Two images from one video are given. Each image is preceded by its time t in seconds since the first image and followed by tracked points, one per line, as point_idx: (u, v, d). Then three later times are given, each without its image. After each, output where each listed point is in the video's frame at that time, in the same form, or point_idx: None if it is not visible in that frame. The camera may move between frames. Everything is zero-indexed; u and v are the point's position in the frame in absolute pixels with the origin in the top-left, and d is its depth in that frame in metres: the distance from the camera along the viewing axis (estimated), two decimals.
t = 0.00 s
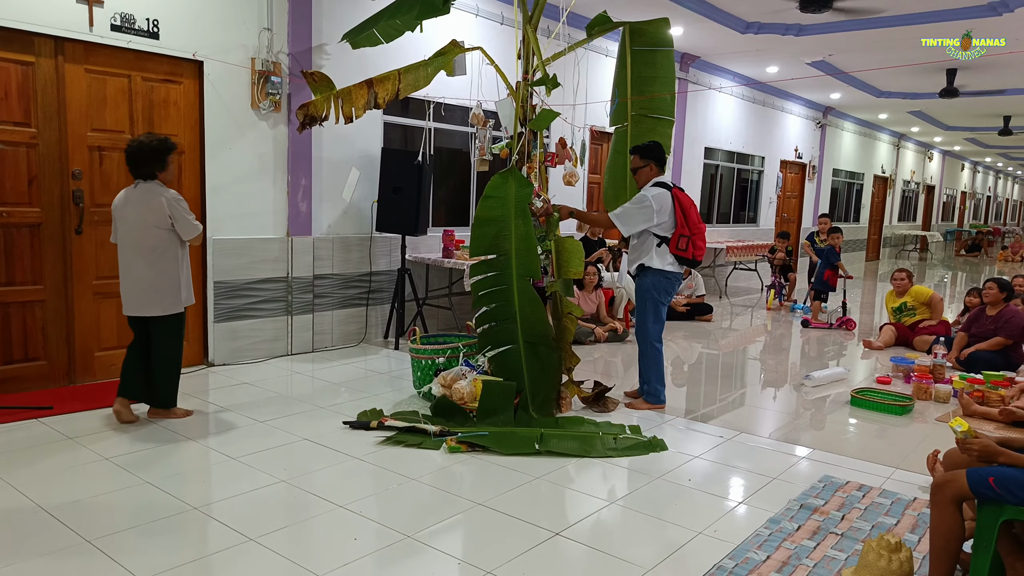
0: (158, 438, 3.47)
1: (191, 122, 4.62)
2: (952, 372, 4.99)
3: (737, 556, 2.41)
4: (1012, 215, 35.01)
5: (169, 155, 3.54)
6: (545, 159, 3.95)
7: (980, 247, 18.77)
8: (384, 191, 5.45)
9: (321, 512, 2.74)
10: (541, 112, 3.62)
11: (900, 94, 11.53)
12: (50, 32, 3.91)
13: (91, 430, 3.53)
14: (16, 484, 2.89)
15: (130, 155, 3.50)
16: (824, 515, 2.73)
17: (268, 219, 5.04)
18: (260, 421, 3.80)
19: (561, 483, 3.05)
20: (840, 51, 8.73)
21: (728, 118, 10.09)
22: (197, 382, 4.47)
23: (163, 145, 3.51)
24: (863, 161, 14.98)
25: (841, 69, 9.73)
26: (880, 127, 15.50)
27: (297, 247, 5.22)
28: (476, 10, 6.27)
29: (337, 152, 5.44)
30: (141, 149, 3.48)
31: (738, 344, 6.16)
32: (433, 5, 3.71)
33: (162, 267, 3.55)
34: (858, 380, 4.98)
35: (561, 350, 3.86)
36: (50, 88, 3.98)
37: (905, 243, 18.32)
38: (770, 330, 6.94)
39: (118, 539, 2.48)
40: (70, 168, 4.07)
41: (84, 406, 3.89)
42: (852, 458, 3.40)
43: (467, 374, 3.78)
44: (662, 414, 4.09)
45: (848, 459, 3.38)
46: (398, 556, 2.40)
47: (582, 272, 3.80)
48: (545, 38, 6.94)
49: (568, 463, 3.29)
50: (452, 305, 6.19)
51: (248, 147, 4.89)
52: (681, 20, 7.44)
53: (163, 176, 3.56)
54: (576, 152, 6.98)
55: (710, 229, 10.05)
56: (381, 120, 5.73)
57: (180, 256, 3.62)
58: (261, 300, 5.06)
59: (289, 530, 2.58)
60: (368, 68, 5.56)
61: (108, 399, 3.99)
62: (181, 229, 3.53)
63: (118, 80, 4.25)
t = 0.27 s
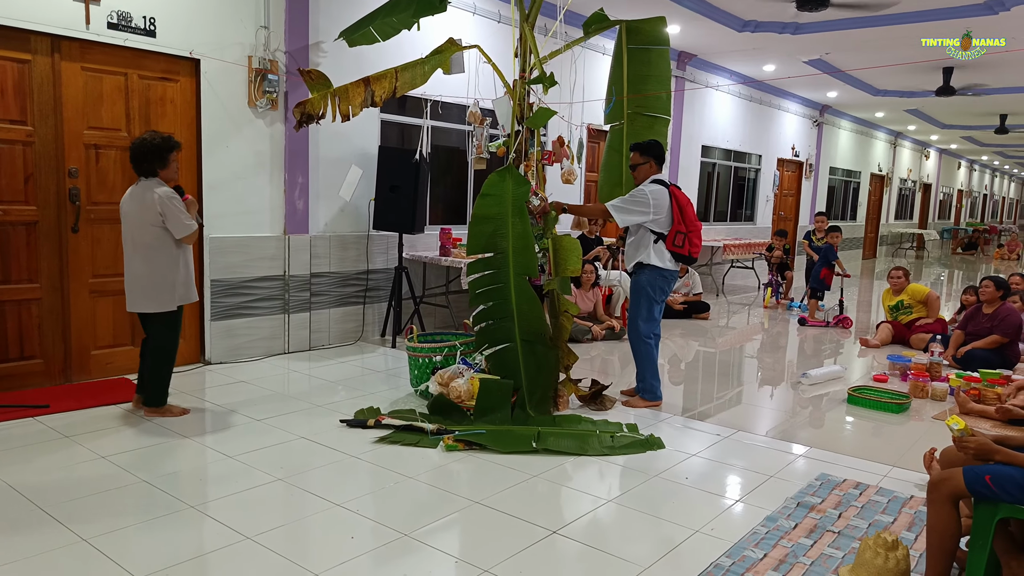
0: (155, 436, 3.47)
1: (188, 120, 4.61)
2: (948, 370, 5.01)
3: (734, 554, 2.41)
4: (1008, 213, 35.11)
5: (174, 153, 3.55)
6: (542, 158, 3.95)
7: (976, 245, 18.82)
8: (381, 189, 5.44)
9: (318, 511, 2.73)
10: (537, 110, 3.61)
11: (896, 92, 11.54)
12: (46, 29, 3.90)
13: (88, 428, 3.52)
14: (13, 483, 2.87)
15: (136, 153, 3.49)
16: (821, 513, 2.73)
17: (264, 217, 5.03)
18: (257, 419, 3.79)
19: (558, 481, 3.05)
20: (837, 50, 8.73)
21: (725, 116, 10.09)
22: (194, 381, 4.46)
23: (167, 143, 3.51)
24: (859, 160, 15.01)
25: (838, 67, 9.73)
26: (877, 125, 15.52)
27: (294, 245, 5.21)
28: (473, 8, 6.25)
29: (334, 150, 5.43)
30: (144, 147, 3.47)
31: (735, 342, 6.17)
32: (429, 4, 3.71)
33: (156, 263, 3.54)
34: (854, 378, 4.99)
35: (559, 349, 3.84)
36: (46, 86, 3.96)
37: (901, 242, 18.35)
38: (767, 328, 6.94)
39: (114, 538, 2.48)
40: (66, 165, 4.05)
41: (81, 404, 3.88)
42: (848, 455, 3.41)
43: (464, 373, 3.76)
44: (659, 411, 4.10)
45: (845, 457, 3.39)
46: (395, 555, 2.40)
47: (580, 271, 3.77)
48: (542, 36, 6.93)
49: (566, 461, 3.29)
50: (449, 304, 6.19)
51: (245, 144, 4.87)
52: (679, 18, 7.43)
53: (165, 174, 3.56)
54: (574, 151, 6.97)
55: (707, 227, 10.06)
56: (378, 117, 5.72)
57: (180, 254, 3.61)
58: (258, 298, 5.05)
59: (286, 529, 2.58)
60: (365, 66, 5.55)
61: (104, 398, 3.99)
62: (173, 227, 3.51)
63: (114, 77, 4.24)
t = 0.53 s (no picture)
0: (151, 433, 3.46)
1: (184, 116, 4.59)
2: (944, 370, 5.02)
3: (729, 552, 2.42)
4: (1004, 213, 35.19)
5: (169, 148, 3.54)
6: (540, 156, 3.94)
7: (972, 245, 18.87)
8: (378, 186, 5.43)
9: (314, 508, 2.73)
10: (536, 108, 3.61)
11: (894, 92, 11.55)
12: (43, 24, 3.88)
13: (84, 424, 3.52)
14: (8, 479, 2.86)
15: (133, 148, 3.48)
16: (816, 511, 2.74)
17: (261, 213, 5.02)
18: (254, 415, 3.79)
19: (554, 479, 3.05)
20: (835, 49, 8.73)
21: (722, 114, 10.09)
22: (190, 377, 4.45)
23: (161, 139, 3.50)
24: (856, 159, 15.02)
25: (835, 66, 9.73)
26: (874, 125, 15.53)
27: (291, 242, 5.20)
28: (471, 6, 6.24)
29: (332, 147, 5.42)
30: (138, 142, 3.47)
31: (731, 341, 6.17)
32: None
33: (139, 258, 3.50)
34: (850, 377, 5.00)
35: (555, 346, 3.86)
36: (43, 80, 3.95)
37: (898, 241, 18.39)
38: (763, 326, 6.95)
39: (110, 534, 2.47)
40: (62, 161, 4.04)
41: (76, 400, 3.87)
42: (844, 454, 3.42)
43: (461, 370, 3.76)
44: (654, 409, 4.10)
45: (840, 455, 3.40)
46: (391, 552, 2.40)
47: (576, 270, 3.76)
48: (540, 34, 6.92)
49: (562, 459, 3.29)
50: (446, 301, 6.18)
51: (242, 141, 4.86)
52: (677, 16, 7.43)
53: (159, 169, 3.54)
54: (571, 148, 6.97)
55: (704, 226, 10.07)
56: (376, 114, 5.71)
57: (167, 247, 3.56)
58: (255, 295, 5.04)
59: (281, 526, 2.57)
60: (362, 63, 5.54)
61: (100, 394, 3.98)
62: (149, 222, 3.44)
63: (111, 73, 4.22)
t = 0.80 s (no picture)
0: (149, 430, 3.45)
1: (182, 113, 4.58)
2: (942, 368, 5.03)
3: (726, 550, 2.42)
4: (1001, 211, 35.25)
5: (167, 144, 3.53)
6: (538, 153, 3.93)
7: (970, 244, 18.90)
8: (376, 184, 5.42)
9: (312, 505, 2.72)
10: (533, 106, 3.61)
11: (892, 90, 11.55)
12: (41, 21, 3.86)
13: (82, 422, 3.51)
14: (6, 477, 2.85)
15: (132, 147, 3.48)
16: (813, 509, 2.74)
17: (259, 211, 5.01)
18: (251, 413, 3.78)
19: (552, 476, 3.05)
20: (833, 47, 8.73)
21: (720, 113, 10.10)
22: (187, 375, 4.44)
23: (159, 135, 3.48)
24: (854, 157, 15.03)
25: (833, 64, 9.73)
26: (871, 123, 15.55)
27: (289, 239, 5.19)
28: (469, 3, 6.23)
29: (329, 144, 5.41)
30: (135, 138, 3.46)
31: (729, 339, 6.18)
32: None
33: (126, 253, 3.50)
34: (847, 375, 5.01)
35: (551, 344, 3.85)
36: (40, 78, 3.93)
37: (895, 239, 18.42)
38: (761, 325, 6.95)
39: (107, 531, 2.46)
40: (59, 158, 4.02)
41: (74, 398, 3.86)
42: (842, 452, 3.42)
43: (458, 368, 3.72)
44: (651, 407, 4.10)
45: (838, 453, 3.40)
46: (389, 550, 2.39)
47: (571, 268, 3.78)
48: (537, 32, 6.90)
49: (559, 456, 3.29)
50: (443, 299, 6.18)
51: (240, 138, 4.85)
52: (675, 15, 7.42)
53: (156, 165, 3.52)
54: (569, 146, 6.96)
55: (702, 224, 10.07)
56: (373, 112, 5.70)
57: (155, 243, 3.52)
58: (252, 292, 5.03)
59: (279, 523, 2.57)
60: (360, 61, 5.53)
61: (98, 391, 3.97)
62: (133, 216, 3.42)
63: (109, 70, 4.20)
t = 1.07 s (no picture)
0: (147, 426, 3.44)
1: (182, 110, 4.56)
2: (940, 369, 5.03)
3: (724, 549, 2.41)
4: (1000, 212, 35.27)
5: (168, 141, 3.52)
6: (537, 152, 3.92)
7: (968, 245, 18.91)
8: (375, 181, 5.41)
9: (309, 502, 2.72)
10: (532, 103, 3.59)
11: (891, 90, 11.56)
12: (40, 17, 3.85)
13: (79, 417, 3.50)
14: (4, 473, 2.84)
15: (133, 143, 3.48)
16: (810, 509, 2.73)
17: (258, 208, 5.00)
18: (249, 410, 3.77)
19: (549, 475, 3.04)
20: (833, 47, 8.73)
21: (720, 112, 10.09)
22: (184, 371, 4.43)
23: (158, 131, 3.47)
24: (853, 157, 15.03)
25: (833, 64, 9.73)
26: (871, 123, 15.55)
27: (287, 236, 5.18)
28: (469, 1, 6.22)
29: (328, 141, 5.40)
30: (136, 136, 3.46)
31: (727, 339, 6.17)
32: None
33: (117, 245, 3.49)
34: (845, 375, 5.00)
35: (550, 342, 3.84)
36: (39, 74, 3.92)
37: (894, 239, 18.42)
38: (759, 324, 6.95)
39: (105, 527, 2.46)
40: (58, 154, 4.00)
41: (72, 394, 3.84)
42: (839, 453, 3.41)
43: (456, 365, 3.75)
44: (648, 406, 4.10)
45: (835, 453, 3.40)
46: (386, 546, 2.39)
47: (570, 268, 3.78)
48: (537, 30, 6.89)
49: (556, 455, 3.28)
50: (441, 296, 6.17)
51: (239, 135, 4.83)
52: (675, 13, 7.41)
53: (155, 161, 3.50)
54: (568, 145, 6.96)
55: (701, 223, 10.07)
56: (372, 109, 5.69)
57: (146, 238, 3.50)
58: (250, 289, 5.02)
59: (276, 520, 2.56)
60: (360, 58, 5.51)
61: (95, 387, 3.96)
62: (125, 209, 3.42)
63: (108, 66, 4.19)
